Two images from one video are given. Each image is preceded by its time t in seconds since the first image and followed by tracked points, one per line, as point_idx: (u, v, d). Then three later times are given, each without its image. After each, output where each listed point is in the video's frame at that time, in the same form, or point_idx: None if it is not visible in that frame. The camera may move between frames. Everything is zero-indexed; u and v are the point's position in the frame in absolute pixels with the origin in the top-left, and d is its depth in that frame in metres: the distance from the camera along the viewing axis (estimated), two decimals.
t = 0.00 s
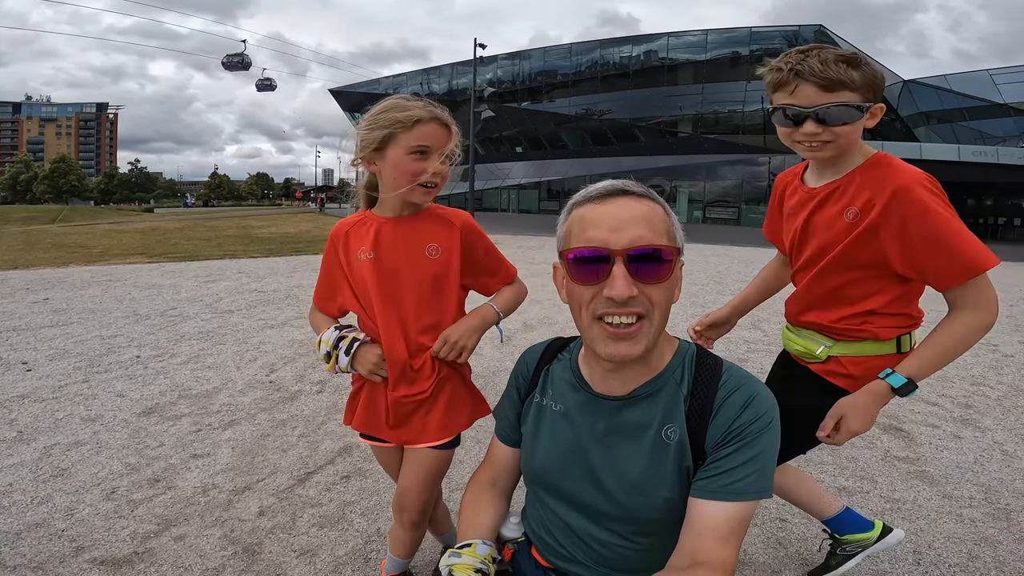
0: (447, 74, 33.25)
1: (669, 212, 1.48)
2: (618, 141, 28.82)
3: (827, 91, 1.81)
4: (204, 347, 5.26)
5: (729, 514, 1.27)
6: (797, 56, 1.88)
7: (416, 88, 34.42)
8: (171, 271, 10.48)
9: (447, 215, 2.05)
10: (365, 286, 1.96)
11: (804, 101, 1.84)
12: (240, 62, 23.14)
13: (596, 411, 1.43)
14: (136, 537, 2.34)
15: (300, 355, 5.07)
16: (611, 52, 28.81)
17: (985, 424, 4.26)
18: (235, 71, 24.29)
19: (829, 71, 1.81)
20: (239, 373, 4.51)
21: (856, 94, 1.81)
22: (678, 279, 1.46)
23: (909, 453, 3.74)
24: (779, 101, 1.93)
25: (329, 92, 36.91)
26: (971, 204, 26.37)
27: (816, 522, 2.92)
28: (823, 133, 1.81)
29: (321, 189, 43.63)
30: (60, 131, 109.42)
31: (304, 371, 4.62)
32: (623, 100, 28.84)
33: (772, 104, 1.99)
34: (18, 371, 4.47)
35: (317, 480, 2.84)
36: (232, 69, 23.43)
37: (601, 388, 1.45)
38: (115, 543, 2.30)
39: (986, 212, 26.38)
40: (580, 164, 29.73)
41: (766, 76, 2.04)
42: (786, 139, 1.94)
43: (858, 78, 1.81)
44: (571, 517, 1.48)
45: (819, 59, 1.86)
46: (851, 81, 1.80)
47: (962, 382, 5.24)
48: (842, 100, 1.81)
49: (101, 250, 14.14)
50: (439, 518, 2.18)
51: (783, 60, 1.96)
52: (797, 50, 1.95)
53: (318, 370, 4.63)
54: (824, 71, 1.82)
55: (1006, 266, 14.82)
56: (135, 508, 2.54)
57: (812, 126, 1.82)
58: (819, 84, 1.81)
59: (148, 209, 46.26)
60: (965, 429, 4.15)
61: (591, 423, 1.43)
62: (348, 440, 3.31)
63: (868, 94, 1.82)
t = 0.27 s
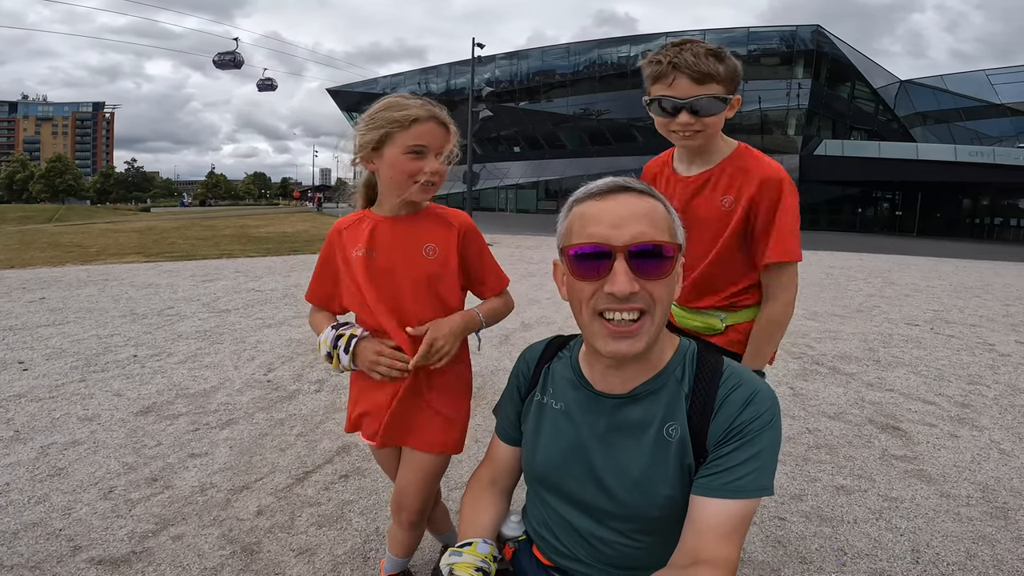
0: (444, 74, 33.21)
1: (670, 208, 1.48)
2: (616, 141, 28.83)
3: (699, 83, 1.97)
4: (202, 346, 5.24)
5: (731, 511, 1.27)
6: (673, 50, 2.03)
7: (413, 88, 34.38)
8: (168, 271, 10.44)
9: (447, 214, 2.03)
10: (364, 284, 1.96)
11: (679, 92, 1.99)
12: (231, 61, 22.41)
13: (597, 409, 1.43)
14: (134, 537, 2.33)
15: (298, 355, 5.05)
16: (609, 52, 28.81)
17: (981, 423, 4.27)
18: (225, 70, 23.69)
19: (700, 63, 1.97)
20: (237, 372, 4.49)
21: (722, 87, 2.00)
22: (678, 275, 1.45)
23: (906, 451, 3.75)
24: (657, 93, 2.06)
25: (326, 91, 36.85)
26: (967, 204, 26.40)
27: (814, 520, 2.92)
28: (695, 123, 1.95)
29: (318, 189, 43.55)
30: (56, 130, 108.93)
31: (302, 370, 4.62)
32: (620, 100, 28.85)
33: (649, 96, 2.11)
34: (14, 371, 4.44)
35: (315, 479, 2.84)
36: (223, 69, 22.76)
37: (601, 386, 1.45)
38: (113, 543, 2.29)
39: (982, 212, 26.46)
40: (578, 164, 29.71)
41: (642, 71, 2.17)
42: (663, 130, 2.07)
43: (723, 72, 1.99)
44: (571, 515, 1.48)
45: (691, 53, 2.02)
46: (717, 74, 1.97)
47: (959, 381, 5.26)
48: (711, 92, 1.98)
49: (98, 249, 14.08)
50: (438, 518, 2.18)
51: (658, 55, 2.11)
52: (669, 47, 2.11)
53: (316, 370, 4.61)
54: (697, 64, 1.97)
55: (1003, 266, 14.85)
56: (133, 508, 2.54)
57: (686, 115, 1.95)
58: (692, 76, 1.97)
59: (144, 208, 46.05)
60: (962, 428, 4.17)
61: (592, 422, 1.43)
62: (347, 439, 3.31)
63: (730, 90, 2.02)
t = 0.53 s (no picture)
0: (442, 73, 33.19)
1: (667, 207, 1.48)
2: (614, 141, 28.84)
3: (597, 92, 2.30)
4: (199, 346, 5.22)
5: (730, 510, 1.27)
6: (572, 61, 2.32)
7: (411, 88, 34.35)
8: (165, 270, 10.41)
9: (443, 219, 2.01)
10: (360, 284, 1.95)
11: (579, 101, 2.30)
12: (222, 59, 21.90)
13: (596, 408, 1.43)
14: (132, 536, 2.32)
15: (296, 355, 5.04)
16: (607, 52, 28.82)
17: (978, 422, 4.28)
18: (217, 69, 23.30)
19: (597, 73, 2.29)
20: (234, 372, 4.48)
21: (616, 95, 2.34)
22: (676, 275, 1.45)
23: (903, 451, 3.75)
24: (559, 101, 2.36)
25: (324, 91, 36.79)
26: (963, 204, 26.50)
27: (812, 519, 2.93)
28: (594, 131, 2.28)
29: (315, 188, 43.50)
30: (52, 130, 108.56)
31: (300, 369, 4.61)
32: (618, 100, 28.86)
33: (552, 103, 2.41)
34: (10, 371, 4.42)
35: (313, 478, 2.83)
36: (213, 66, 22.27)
37: (601, 386, 1.44)
38: (110, 542, 2.28)
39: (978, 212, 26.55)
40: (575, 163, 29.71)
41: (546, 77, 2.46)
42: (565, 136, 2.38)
43: (617, 81, 2.33)
44: (571, 514, 1.48)
45: (589, 62, 2.33)
46: (611, 84, 2.31)
47: (956, 380, 5.28)
48: (607, 100, 2.31)
49: (94, 249, 14.01)
50: (436, 517, 2.17)
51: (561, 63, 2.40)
52: (569, 57, 2.40)
53: (314, 369, 4.60)
54: (594, 74, 2.29)
55: (1000, 266, 14.88)
56: (130, 508, 2.53)
57: (586, 123, 2.27)
58: (590, 86, 2.28)
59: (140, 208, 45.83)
60: (959, 427, 4.18)
61: (592, 421, 1.43)
62: (345, 439, 3.30)
63: (624, 96, 2.37)
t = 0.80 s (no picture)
0: (440, 73, 33.18)
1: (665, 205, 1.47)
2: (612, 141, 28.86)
3: (583, 89, 2.30)
4: (196, 346, 5.21)
5: (727, 510, 1.27)
6: (557, 60, 2.33)
7: (409, 87, 34.33)
8: (162, 270, 10.38)
9: (445, 218, 1.99)
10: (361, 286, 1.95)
11: (564, 99, 2.29)
12: (214, 58, 21.68)
13: (594, 407, 1.43)
14: (129, 536, 2.31)
15: (294, 354, 5.03)
16: (605, 52, 28.83)
17: (975, 422, 4.29)
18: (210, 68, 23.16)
19: (582, 73, 2.30)
20: (232, 372, 4.47)
21: (602, 95, 2.34)
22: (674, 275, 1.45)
23: (900, 450, 3.76)
24: (543, 100, 2.36)
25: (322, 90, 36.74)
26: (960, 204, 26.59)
27: (810, 518, 2.93)
28: (580, 131, 2.27)
29: (313, 188, 43.42)
30: (49, 129, 108.25)
31: (298, 369, 4.60)
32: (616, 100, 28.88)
33: (535, 103, 2.40)
34: (6, 371, 4.40)
35: (311, 478, 2.83)
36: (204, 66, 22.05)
37: (598, 384, 1.44)
38: (107, 542, 2.27)
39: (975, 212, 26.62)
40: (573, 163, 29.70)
41: (529, 77, 2.46)
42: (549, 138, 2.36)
43: (602, 81, 2.35)
44: (570, 513, 1.48)
45: (573, 62, 2.34)
46: (597, 83, 2.31)
47: (953, 380, 5.29)
48: (593, 99, 2.32)
49: (91, 249, 13.95)
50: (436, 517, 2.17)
51: (544, 63, 2.41)
52: (552, 57, 2.42)
53: (312, 369, 4.60)
54: (579, 73, 2.30)
55: (997, 266, 14.91)
56: (127, 507, 2.52)
57: (571, 123, 2.26)
58: (576, 84, 2.29)
59: (137, 207, 45.74)
60: (956, 426, 4.19)
61: (589, 420, 1.43)
62: (343, 438, 3.30)
63: (609, 96, 2.38)
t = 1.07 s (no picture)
0: (439, 73, 33.16)
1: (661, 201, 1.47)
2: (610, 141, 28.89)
3: (587, 101, 2.27)
4: (194, 345, 5.19)
5: (724, 506, 1.26)
6: (559, 69, 2.31)
7: (408, 87, 34.32)
8: (159, 270, 10.34)
9: (444, 218, 1.98)
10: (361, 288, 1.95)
11: (567, 109, 2.27)
12: (205, 56, 21.60)
13: (592, 404, 1.43)
14: (127, 535, 2.31)
15: (292, 353, 5.02)
16: (604, 51, 28.84)
17: (972, 420, 4.30)
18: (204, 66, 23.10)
19: (586, 82, 2.28)
20: (229, 371, 4.46)
21: (605, 106, 2.32)
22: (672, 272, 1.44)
23: (897, 448, 3.76)
24: (545, 110, 2.33)
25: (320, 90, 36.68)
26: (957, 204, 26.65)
27: (808, 517, 2.94)
28: (582, 143, 2.26)
29: (311, 187, 43.32)
30: (45, 128, 107.84)
31: (296, 368, 4.59)
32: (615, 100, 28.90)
33: (536, 111, 2.38)
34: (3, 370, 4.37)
35: (309, 477, 2.82)
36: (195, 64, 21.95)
37: (596, 381, 1.44)
38: (105, 541, 2.26)
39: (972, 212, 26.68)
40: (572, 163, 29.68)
41: (530, 85, 2.43)
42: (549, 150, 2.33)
43: (607, 91, 2.33)
44: (568, 510, 1.48)
45: (577, 71, 2.32)
46: (602, 93, 2.29)
47: (950, 378, 5.31)
48: (596, 110, 2.30)
49: (88, 249, 13.89)
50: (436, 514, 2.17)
51: (546, 70, 2.38)
52: (555, 64, 2.40)
53: (310, 368, 4.59)
54: (582, 83, 2.28)
55: (994, 266, 14.93)
56: (125, 506, 2.51)
57: (574, 136, 2.24)
58: (580, 94, 2.26)
59: (134, 207, 45.62)
60: (953, 425, 4.20)
61: (588, 416, 1.43)
62: (342, 437, 3.30)
63: (612, 106, 2.36)
